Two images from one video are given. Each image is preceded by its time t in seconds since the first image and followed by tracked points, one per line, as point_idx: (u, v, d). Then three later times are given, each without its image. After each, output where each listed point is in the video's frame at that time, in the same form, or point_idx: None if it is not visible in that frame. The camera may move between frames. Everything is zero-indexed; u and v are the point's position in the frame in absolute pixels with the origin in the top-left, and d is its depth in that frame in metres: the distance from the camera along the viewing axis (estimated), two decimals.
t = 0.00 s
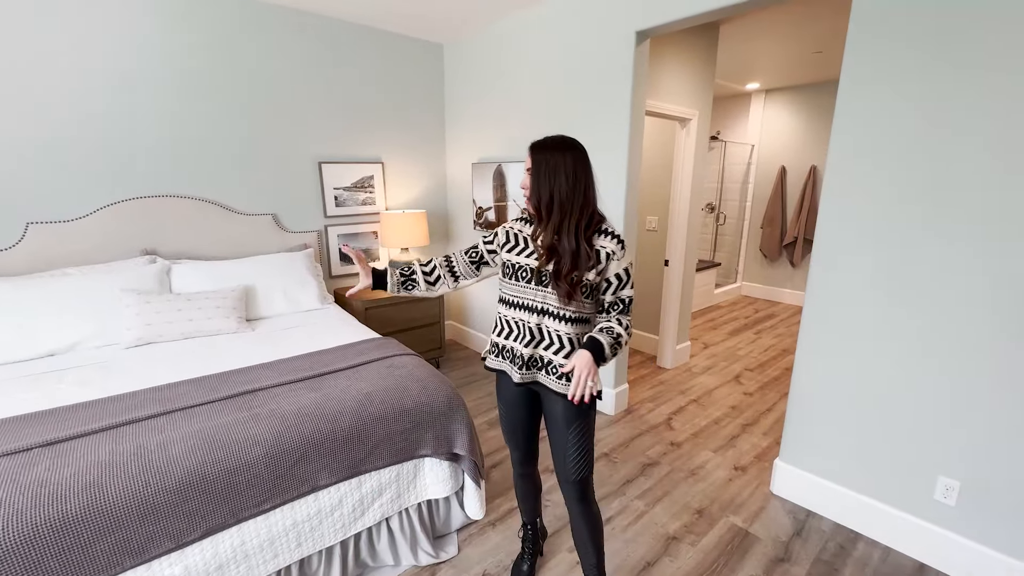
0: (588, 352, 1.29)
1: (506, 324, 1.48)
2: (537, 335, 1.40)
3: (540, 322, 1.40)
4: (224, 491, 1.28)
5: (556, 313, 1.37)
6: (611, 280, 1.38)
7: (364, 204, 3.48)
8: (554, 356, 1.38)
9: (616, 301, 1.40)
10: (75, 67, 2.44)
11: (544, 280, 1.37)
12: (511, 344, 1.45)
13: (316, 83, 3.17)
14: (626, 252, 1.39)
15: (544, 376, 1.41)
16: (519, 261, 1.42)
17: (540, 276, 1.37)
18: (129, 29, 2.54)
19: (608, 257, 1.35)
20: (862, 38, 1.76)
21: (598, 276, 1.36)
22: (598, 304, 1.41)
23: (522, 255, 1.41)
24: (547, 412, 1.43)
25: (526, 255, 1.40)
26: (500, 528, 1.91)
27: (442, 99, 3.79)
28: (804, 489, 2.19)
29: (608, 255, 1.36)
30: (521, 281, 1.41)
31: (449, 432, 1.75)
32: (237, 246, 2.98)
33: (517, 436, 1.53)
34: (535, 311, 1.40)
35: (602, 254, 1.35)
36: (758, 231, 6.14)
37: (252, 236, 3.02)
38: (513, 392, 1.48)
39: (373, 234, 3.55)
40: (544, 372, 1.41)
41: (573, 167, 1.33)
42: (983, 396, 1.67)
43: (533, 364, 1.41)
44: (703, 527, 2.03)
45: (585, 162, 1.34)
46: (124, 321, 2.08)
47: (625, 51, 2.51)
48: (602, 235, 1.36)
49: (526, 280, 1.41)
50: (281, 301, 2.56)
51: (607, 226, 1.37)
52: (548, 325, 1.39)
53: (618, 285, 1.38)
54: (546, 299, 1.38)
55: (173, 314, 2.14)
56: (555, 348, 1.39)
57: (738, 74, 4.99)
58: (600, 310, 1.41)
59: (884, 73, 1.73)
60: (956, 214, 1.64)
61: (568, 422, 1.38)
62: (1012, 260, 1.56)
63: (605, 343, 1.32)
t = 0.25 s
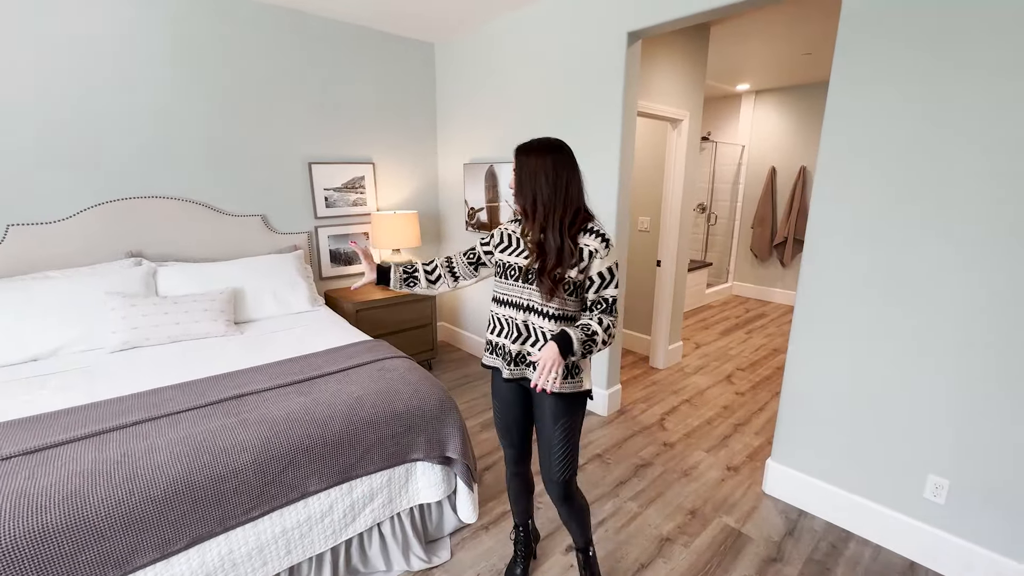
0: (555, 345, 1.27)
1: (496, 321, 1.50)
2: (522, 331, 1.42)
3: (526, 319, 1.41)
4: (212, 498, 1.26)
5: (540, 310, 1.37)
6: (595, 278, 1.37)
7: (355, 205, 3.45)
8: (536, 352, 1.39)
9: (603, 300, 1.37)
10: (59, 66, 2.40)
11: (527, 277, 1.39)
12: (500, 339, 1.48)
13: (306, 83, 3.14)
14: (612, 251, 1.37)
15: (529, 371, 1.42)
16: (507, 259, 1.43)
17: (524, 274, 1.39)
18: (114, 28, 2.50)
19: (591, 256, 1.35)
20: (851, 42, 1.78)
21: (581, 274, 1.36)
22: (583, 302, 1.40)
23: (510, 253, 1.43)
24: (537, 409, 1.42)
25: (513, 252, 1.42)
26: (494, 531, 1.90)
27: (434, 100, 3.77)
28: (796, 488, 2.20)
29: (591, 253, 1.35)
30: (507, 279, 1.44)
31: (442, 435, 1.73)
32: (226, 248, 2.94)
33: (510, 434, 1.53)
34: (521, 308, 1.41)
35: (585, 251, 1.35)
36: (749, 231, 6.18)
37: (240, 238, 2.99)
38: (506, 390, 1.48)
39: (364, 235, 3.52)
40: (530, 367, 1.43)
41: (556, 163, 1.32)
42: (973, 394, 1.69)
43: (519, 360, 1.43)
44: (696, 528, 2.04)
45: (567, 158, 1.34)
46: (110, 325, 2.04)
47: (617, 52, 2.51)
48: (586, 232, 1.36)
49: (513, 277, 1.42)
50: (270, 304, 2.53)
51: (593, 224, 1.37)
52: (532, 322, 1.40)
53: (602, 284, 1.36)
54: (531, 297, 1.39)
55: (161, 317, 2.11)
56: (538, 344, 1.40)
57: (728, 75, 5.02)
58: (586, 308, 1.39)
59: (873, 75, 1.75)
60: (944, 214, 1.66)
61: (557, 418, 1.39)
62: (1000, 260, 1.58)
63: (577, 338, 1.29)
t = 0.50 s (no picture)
0: (537, 344, 1.26)
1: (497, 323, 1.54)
2: (516, 331, 1.45)
3: (522, 318, 1.44)
4: (191, 509, 1.23)
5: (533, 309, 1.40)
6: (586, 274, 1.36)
7: (344, 205, 3.40)
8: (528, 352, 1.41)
9: (601, 297, 1.35)
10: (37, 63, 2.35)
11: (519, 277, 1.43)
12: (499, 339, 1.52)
13: (294, 81, 3.10)
14: (606, 247, 1.35)
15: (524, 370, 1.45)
16: (507, 260, 1.49)
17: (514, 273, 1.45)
18: (96, 25, 2.45)
19: (580, 252, 1.34)
20: (843, 41, 1.77)
21: (571, 271, 1.36)
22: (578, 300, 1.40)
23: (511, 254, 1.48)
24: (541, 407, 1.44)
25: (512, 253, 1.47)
26: (485, 536, 1.87)
27: (424, 99, 3.73)
28: (788, 489, 2.19)
29: (581, 250, 1.34)
30: (506, 279, 1.48)
31: (431, 440, 1.70)
32: (212, 249, 2.89)
33: (511, 434, 1.52)
34: (517, 308, 1.45)
35: (575, 248, 1.35)
36: (740, 231, 6.20)
37: (227, 239, 2.93)
38: (504, 395, 1.49)
39: (354, 236, 3.48)
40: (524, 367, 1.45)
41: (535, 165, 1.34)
42: (965, 394, 1.69)
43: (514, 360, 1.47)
44: (689, 531, 2.02)
45: (549, 158, 1.34)
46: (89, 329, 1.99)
47: (608, 51, 2.49)
48: (576, 231, 1.36)
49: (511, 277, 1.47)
50: (257, 306, 2.48)
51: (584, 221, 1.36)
52: (527, 321, 1.43)
53: (594, 280, 1.34)
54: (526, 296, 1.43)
55: (142, 320, 2.06)
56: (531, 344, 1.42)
57: (719, 75, 5.02)
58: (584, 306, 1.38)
59: (865, 74, 1.74)
60: (937, 214, 1.66)
61: (551, 422, 1.43)
62: (992, 260, 1.58)
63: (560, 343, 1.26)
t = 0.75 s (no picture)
0: (543, 348, 1.32)
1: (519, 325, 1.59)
2: (531, 334, 1.50)
3: (538, 322, 1.48)
4: (165, 523, 1.17)
5: (547, 313, 1.44)
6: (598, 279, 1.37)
7: (332, 205, 3.33)
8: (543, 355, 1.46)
9: (614, 300, 1.35)
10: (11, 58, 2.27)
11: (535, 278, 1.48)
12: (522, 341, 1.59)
13: (279, 78, 3.03)
14: (618, 250, 1.35)
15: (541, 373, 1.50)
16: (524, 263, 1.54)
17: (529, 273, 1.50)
18: (72, 19, 2.38)
19: (591, 257, 1.35)
20: (837, 37, 1.74)
21: (581, 275, 1.38)
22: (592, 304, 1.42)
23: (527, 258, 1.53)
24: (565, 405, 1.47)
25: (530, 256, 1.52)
26: (476, 545, 1.82)
27: (414, 97, 3.67)
28: (785, 492, 2.16)
29: (592, 254, 1.35)
30: (523, 282, 1.54)
31: (419, 446, 1.65)
32: (194, 250, 2.82)
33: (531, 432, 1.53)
34: (533, 311, 1.50)
35: (586, 252, 1.36)
36: (732, 231, 6.19)
37: (210, 239, 2.86)
38: (523, 396, 1.51)
39: (343, 236, 3.41)
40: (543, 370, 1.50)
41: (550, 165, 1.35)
42: (962, 395, 1.67)
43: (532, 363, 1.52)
44: (685, 536, 1.98)
45: (563, 160, 1.36)
46: (63, 333, 1.91)
47: (600, 47, 2.45)
48: (586, 233, 1.37)
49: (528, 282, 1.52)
50: (241, 308, 2.42)
51: (597, 225, 1.37)
52: (541, 325, 1.48)
53: (604, 285, 1.35)
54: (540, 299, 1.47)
55: (119, 324, 1.99)
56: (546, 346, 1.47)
57: (711, 74, 5.01)
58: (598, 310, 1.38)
59: (860, 71, 1.71)
60: (933, 213, 1.63)
61: (575, 419, 1.46)
62: (989, 260, 1.55)
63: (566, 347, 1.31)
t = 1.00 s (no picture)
0: (555, 356, 1.35)
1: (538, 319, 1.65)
2: (547, 329, 1.55)
3: (550, 318, 1.52)
4: (129, 543, 1.11)
5: (556, 310, 1.48)
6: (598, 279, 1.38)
7: (318, 204, 3.25)
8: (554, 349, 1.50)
9: (616, 299, 1.36)
10: None
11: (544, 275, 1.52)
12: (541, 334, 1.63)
13: (262, 74, 2.94)
14: (618, 250, 1.35)
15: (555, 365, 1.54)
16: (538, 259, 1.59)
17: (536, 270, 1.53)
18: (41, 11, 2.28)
19: (590, 257, 1.37)
20: (831, 31, 1.70)
21: (582, 274, 1.41)
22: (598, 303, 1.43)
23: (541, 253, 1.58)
24: (572, 401, 1.49)
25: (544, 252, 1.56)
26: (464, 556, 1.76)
27: (402, 94, 3.60)
28: (780, 497, 2.11)
29: (592, 254, 1.37)
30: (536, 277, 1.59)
31: (404, 455, 1.58)
32: (173, 251, 2.73)
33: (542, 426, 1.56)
34: (546, 306, 1.54)
35: (586, 252, 1.39)
36: (725, 230, 6.17)
37: (190, 240, 2.77)
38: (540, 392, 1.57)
39: (329, 236, 3.33)
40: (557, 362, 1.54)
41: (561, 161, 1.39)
42: (961, 398, 1.63)
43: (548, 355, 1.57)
44: (679, 544, 1.93)
45: (571, 159, 1.40)
46: (30, 339, 1.83)
47: (590, 43, 2.40)
48: (589, 231, 1.39)
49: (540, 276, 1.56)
50: (221, 312, 2.33)
51: (599, 225, 1.38)
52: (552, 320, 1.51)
53: (605, 286, 1.36)
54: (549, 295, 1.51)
55: (90, 329, 1.90)
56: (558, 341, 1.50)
57: (703, 72, 4.98)
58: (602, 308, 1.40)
59: (856, 65, 1.66)
60: (931, 212, 1.58)
61: (585, 411, 1.46)
62: (988, 260, 1.51)
63: (575, 351, 1.32)
